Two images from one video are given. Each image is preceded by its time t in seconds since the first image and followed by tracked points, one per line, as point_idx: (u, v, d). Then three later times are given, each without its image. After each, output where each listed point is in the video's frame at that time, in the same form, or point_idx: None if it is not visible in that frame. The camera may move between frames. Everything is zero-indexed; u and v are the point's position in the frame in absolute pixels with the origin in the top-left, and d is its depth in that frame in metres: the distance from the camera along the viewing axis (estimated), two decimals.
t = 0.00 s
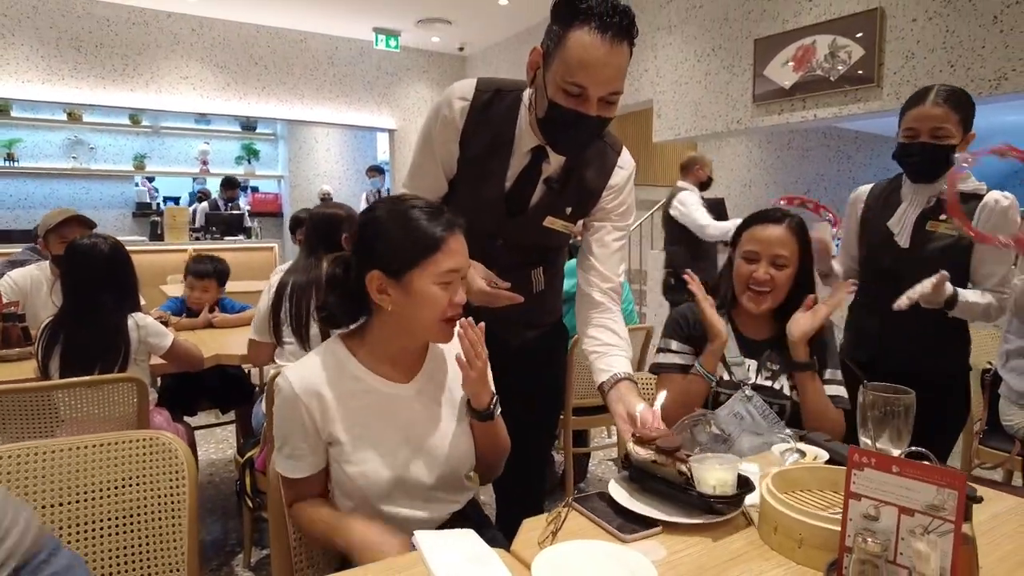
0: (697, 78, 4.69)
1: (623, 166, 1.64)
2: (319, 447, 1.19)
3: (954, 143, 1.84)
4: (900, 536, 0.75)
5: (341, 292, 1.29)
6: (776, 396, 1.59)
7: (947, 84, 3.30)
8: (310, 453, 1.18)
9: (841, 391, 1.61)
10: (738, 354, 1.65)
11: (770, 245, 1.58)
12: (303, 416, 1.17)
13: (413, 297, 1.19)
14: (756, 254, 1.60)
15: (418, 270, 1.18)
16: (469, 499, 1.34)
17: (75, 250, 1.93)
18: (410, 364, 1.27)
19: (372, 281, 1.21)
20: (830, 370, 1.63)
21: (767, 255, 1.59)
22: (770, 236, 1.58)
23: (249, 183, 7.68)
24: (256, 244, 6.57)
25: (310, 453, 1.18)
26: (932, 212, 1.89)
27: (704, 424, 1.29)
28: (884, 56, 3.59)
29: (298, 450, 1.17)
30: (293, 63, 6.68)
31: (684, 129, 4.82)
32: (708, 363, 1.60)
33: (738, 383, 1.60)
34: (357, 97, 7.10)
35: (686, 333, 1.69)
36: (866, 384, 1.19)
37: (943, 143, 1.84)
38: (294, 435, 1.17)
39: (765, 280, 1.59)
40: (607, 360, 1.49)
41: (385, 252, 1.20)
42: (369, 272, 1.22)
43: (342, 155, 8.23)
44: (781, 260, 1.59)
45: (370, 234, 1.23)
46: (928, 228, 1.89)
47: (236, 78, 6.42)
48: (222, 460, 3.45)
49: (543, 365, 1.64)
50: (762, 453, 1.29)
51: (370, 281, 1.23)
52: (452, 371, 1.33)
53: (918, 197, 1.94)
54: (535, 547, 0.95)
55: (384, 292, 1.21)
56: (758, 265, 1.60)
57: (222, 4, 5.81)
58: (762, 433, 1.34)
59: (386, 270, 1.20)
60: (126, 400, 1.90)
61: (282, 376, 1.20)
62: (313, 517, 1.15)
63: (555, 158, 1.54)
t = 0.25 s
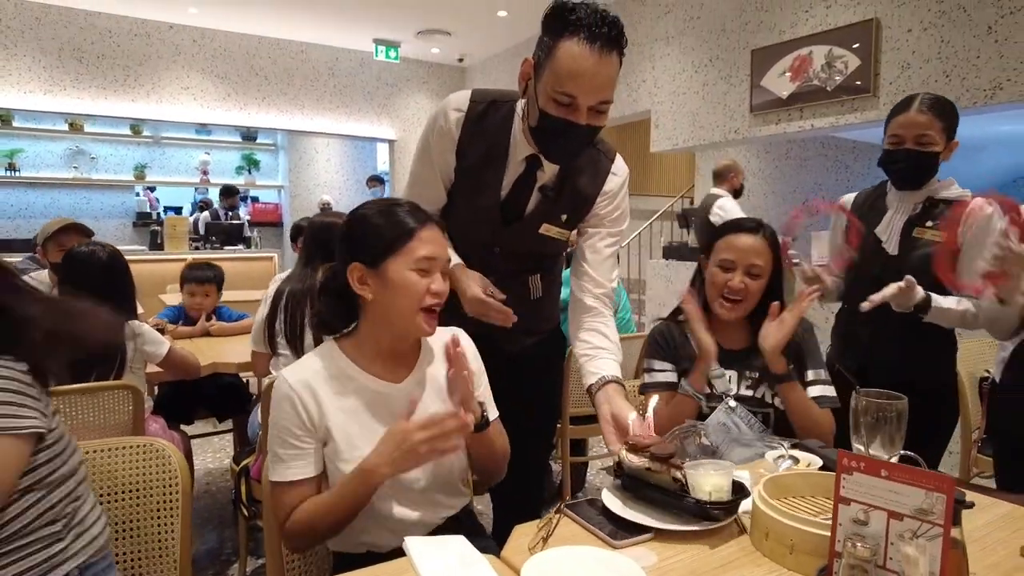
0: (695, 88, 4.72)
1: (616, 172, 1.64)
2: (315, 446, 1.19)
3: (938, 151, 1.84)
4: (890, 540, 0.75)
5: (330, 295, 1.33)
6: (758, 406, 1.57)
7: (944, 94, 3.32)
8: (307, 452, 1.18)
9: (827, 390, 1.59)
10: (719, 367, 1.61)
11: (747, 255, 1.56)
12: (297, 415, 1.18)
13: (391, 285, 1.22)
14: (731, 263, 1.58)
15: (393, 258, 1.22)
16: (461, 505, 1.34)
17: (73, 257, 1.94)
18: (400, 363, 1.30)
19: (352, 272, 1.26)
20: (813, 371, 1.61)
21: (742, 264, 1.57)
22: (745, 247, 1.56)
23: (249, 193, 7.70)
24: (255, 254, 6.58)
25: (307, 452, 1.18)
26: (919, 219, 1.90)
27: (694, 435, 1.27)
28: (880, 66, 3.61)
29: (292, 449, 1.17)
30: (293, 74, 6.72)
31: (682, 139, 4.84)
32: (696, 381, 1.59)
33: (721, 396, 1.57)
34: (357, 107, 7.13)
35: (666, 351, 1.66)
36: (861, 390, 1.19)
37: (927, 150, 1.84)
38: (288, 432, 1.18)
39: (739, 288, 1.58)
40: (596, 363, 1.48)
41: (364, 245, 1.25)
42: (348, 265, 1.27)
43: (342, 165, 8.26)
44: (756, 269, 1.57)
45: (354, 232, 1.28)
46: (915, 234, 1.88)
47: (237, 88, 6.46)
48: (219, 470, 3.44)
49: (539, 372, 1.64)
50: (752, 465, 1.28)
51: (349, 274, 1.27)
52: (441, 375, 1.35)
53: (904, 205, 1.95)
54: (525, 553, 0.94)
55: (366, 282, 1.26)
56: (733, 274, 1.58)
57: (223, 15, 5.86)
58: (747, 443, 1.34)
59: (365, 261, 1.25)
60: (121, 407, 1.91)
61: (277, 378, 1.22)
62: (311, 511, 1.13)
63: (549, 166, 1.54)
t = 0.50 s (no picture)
0: (693, 95, 4.73)
1: (609, 156, 1.65)
2: (311, 449, 1.20)
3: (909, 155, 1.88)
4: (884, 543, 0.74)
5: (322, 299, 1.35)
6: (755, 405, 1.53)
7: (941, 100, 3.32)
8: (308, 451, 1.19)
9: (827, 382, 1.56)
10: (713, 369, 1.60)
11: (719, 259, 1.57)
12: (295, 416, 1.21)
13: (380, 289, 1.24)
14: (706, 270, 1.58)
15: (382, 261, 1.25)
16: (457, 508, 1.34)
17: (71, 262, 1.94)
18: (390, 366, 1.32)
19: (342, 273, 1.28)
20: (809, 365, 1.58)
21: (716, 269, 1.57)
22: (717, 250, 1.57)
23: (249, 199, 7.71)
24: (255, 260, 6.58)
25: (308, 451, 1.19)
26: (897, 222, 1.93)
27: (691, 439, 1.25)
28: (877, 72, 3.62)
29: (293, 449, 1.19)
30: (293, 81, 6.73)
31: (680, 145, 4.85)
32: (693, 385, 1.58)
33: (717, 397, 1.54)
34: (357, 114, 7.15)
35: (663, 356, 1.67)
36: (855, 393, 1.19)
37: (897, 156, 1.88)
38: (284, 434, 1.19)
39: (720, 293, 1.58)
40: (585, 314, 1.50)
41: (351, 248, 1.28)
42: (338, 268, 1.29)
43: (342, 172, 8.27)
44: (730, 270, 1.58)
45: (344, 233, 1.31)
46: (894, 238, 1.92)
47: (237, 95, 6.48)
48: (216, 476, 3.43)
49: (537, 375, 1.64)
50: (750, 469, 1.27)
51: (338, 277, 1.30)
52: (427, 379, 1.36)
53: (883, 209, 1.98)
54: (519, 557, 0.94)
55: (354, 283, 1.28)
56: (710, 280, 1.58)
57: (224, 22, 5.88)
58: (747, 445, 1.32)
59: (354, 263, 1.28)
60: (117, 411, 1.90)
61: (274, 382, 1.25)
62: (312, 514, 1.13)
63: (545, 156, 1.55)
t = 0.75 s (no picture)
0: (692, 99, 4.74)
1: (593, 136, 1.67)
2: (308, 448, 1.22)
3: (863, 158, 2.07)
4: (880, 542, 0.74)
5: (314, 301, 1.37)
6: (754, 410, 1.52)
7: (938, 104, 3.33)
8: (306, 451, 1.22)
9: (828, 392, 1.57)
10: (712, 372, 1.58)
11: (721, 266, 1.51)
12: (291, 416, 1.23)
13: (367, 294, 1.27)
14: (707, 280, 1.53)
15: (368, 263, 1.27)
16: (453, 507, 1.34)
17: (69, 265, 1.93)
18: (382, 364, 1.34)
19: (331, 275, 1.31)
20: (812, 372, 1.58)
21: (718, 276, 1.52)
22: (720, 259, 1.51)
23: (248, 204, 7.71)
24: (254, 264, 6.58)
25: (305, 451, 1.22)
26: (852, 222, 2.13)
27: (688, 440, 1.24)
28: (875, 76, 3.63)
29: (291, 449, 1.21)
30: (292, 85, 6.75)
31: (678, 149, 4.85)
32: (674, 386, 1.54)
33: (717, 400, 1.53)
34: (356, 118, 7.16)
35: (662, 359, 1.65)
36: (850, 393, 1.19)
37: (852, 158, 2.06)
38: (281, 434, 1.21)
39: (721, 301, 1.53)
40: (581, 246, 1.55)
41: (339, 250, 1.30)
42: (327, 270, 1.32)
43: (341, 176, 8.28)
44: (733, 278, 1.52)
45: (333, 235, 1.32)
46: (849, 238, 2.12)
47: (236, 99, 6.48)
48: (214, 479, 3.42)
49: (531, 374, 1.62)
50: (748, 471, 1.27)
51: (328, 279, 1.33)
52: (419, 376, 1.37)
53: (838, 210, 2.17)
54: (514, 558, 0.94)
55: (343, 285, 1.31)
56: (711, 289, 1.53)
57: (223, 27, 5.89)
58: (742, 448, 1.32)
59: (342, 264, 1.30)
60: (113, 414, 1.89)
61: (270, 386, 1.27)
62: (310, 515, 1.15)
63: (538, 132, 1.55)
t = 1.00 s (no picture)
0: (688, 100, 4.74)
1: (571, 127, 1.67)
2: (301, 440, 1.22)
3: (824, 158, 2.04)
4: (875, 537, 0.73)
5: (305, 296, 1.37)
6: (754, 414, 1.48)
7: (935, 105, 3.33)
8: (298, 443, 1.21)
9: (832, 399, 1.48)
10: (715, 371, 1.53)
11: (709, 267, 1.39)
12: (284, 409, 1.22)
13: (353, 290, 1.26)
14: (698, 283, 1.40)
15: (355, 259, 1.26)
16: (446, 503, 1.32)
17: (57, 264, 1.92)
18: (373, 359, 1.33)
19: (318, 273, 1.31)
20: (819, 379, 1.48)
21: (706, 279, 1.39)
22: (710, 262, 1.39)
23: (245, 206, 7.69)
24: (250, 266, 6.56)
25: (298, 442, 1.21)
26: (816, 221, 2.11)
27: (683, 438, 1.22)
28: (871, 77, 3.63)
29: (283, 440, 1.20)
30: (289, 87, 6.74)
31: (675, 151, 4.85)
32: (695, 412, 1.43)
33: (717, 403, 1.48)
34: (354, 121, 7.16)
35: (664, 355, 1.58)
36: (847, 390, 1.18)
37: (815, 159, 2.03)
38: (274, 426, 1.21)
39: (714, 304, 1.40)
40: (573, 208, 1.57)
41: (325, 247, 1.29)
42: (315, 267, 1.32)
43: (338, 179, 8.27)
44: (722, 279, 1.39)
45: (319, 233, 1.32)
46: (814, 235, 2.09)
47: (233, 101, 6.48)
48: (208, 481, 3.40)
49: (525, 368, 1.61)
50: (743, 468, 1.26)
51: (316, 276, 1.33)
52: (411, 370, 1.37)
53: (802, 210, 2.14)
54: (505, 555, 0.92)
55: (330, 281, 1.31)
56: (704, 292, 1.41)
57: (221, 29, 5.89)
58: (739, 446, 1.31)
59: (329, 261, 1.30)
60: (104, 413, 1.88)
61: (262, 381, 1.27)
62: (305, 506, 1.14)
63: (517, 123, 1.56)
